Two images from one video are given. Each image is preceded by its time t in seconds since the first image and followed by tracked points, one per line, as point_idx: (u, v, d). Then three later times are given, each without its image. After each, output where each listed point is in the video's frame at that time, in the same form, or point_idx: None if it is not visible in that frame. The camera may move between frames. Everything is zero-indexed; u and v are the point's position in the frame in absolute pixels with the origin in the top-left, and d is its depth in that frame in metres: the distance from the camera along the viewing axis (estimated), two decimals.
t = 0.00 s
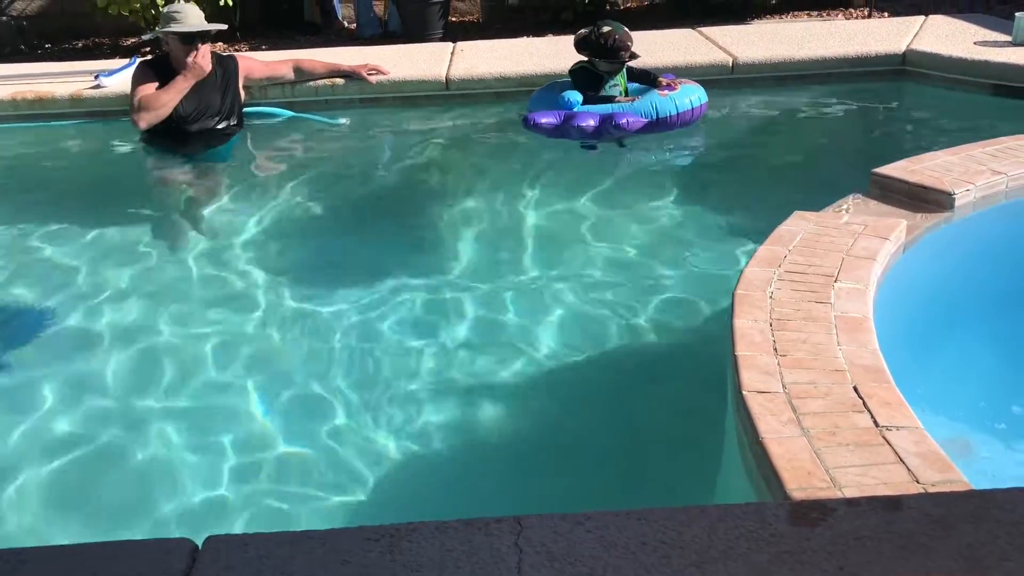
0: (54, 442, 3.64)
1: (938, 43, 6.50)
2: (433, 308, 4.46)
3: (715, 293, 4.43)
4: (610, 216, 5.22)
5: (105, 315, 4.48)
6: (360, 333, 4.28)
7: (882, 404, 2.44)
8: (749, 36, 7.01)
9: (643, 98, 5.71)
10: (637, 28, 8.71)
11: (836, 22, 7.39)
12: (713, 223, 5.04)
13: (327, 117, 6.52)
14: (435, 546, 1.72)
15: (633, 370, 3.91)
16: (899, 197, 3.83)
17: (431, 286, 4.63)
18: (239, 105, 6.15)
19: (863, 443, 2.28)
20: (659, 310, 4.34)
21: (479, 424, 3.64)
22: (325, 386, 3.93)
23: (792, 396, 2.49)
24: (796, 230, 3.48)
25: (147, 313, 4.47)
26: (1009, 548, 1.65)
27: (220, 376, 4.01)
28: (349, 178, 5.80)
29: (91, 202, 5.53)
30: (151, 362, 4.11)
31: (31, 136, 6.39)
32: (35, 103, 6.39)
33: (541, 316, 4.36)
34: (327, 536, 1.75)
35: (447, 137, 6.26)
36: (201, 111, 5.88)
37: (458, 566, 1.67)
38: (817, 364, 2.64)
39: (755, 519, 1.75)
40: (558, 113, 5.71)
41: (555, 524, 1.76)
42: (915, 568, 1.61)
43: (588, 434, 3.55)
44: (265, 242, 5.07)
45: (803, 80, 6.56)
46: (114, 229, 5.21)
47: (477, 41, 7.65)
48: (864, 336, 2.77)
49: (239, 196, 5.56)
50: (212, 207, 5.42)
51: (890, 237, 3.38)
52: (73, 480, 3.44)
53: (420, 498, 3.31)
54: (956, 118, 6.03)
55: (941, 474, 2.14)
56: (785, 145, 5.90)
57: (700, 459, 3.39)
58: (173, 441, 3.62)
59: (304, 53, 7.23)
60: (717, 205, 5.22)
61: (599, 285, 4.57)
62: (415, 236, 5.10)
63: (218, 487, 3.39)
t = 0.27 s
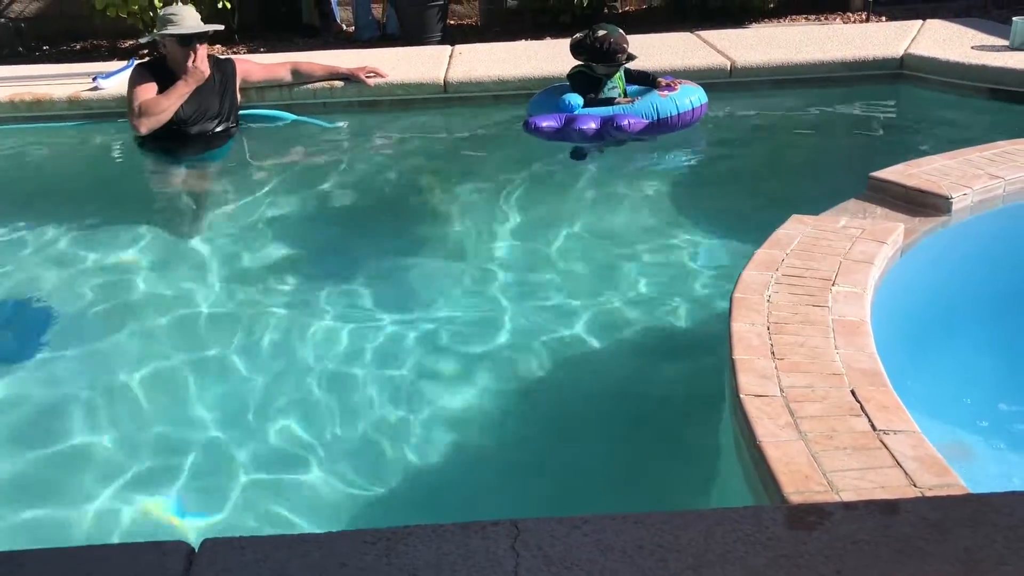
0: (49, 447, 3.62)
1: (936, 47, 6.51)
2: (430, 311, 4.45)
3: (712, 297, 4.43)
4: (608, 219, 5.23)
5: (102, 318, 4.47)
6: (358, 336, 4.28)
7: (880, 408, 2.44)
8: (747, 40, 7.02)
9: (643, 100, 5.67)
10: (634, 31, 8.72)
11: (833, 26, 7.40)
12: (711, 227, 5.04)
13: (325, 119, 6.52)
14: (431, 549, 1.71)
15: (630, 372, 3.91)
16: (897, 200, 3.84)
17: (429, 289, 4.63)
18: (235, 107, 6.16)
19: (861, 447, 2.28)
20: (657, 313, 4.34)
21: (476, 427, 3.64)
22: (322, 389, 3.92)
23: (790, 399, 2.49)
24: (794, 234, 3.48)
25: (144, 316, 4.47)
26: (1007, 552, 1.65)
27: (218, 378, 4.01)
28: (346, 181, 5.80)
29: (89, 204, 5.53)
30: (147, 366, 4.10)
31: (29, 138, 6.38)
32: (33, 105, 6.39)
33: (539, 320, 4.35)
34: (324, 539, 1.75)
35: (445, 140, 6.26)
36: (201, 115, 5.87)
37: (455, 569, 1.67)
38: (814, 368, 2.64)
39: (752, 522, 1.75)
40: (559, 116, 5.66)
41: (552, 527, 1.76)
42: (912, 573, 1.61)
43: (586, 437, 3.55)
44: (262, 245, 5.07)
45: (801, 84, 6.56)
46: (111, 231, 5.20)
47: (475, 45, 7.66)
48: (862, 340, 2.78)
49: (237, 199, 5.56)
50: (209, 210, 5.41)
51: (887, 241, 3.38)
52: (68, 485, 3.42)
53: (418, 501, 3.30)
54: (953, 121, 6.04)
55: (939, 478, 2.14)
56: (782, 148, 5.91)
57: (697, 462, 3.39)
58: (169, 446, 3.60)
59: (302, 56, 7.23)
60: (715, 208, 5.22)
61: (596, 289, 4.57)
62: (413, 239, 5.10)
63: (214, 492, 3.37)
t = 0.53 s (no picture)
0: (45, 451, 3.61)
1: (934, 52, 6.53)
2: (429, 315, 4.45)
3: (711, 301, 4.43)
4: (607, 223, 5.23)
5: (100, 321, 4.46)
6: (356, 339, 4.28)
7: (878, 412, 2.44)
8: (746, 45, 7.04)
9: (643, 107, 5.72)
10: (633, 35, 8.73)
11: (832, 31, 7.42)
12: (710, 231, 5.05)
13: (324, 122, 6.52)
14: (429, 554, 1.71)
15: (629, 376, 3.91)
16: (895, 205, 3.86)
17: (428, 293, 4.63)
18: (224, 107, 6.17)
19: (859, 451, 2.28)
20: (656, 317, 4.34)
21: (474, 430, 3.64)
22: (321, 392, 3.92)
23: (788, 404, 2.50)
24: (792, 239, 3.49)
25: (141, 319, 4.46)
26: (1005, 557, 1.65)
27: (216, 381, 4.01)
28: (346, 185, 5.80)
29: (88, 207, 5.53)
30: (144, 370, 4.08)
31: (28, 140, 6.38)
32: (32, 107, 6.39)
33: (538, 323, 4.35)
34: (322, 543, 1.74)
35: (444, 143, 6.27)
36: (193, 117, 5.87)
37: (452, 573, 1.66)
38: (813, 372, 2.64)
39: (750, 527, 1.75)
40: (558, 120, 5.73)
41: (549, 532, 1.75)
42: None
43: (585, 441, 3.54)
44: (261, 248, 5.07)
45: (799, 88, 6.58)
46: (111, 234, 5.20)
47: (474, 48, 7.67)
48: (860, 344, 2.78)
49: (236, 201, 5.56)
50: (208, 213, 5.41)
51: (885, 246, 3.39)
52: (64, 490, 3.41)
53: (416, 505, 3.29)
54: (952, 126, 6.05)
55: (937, 483, 2.14)
56: (781, 153, 5.92)
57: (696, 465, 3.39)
58: (165, 451, 3.59)
59: (301, 59, 7.24)
60: (714, 213, 5.23)
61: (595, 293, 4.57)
62: (412, 242, 5.10)
63: (211, 498, 3.36)
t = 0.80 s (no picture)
0: (39, 454, 3.60)
1: (933, 58, 6.54)
2: (428, 318, 4.45)
3: (710, 305, 4.43)
4: (606, 227, 5.23)
5: (99, 323, 4.46)
6: (355, 342, 4.28)
7: (877, 417, 2.44)
8: (745, 50, 7.05)
9: (639, 112, 5.69)
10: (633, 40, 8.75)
11: (831, 36, 7.43)
12: (709, 235, 5.05)
13: (324, 126, 6.53)
14: (428, 557, 1.71)
15: (628, 380, 3.91)
16: (894, 210, 3.87)
17: (428, 296, 4.63)
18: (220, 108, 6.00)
19: (858, 456, 2.28)
20: (655, 322, 4.34)
21: (472, 434, 3.64)
22: (320, 395, 3.92)
23: (787, 409, 2.49)
24: (791, 243, 3.49)
25: (141, 321, 4.46)
26: (1004, 563, 1.64)
27: (216, 383, 4.00)
28: (345, 188, 5.81)
29: (87, 209, 5.53)
30: (141, 374, 4.08)
31: (27, 142, 6.38)
32: (32, 110, 6.40)
33: (536, 327, 4.35)
34: (320, 546, 1.74)
35: (444, 147, 6.27)
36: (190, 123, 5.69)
37: None
38: (812, 377, 2.64)
39: (749, 532, 1.74)
40: (555, 126, 5.67)
41: (548, 536, 1.75)
42: None
43: (583, 446, 3.54)
44: (260, 251, 5.07)
45: (799, 93, 6.58)
46: (111, 237, 5.21)
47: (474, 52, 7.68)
48: (859, 349, 2.78)
49: (236, 204, 5.56)
50: (208, 216, 5.41)
51: (885, 251, 3.39)
52: (58, 494, 3.40)
53: (412, 510, 3.28)
54: (951, 131, 6.06)
55: (935, 488, 2.14)
56: (780, 158, 5.92)
57: (694, 470, 3.39)
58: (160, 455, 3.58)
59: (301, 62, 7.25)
60: (713, 217, 5.23)
61: (594, 297, 4.57)
62: (412, 246, 5.10)
63: (204, 501, 3.35)
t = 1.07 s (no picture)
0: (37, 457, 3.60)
1: (933, 63, 6.55)
2: (427, 323, 4.45)
3: (709, 310, 4.43)
4: (606, 232, 5.23)
5: (97, 327, 4.46)
6: (354, 346, 4.28)
7: (876, 422, 2.45)
8: (744, 55, 7.07)
9: (635, 116, 5.71)
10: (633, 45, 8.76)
11: (830, 41, 7.45)
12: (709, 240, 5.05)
13: (324, 130, 6.53)
14: (427, 561, 1.71)
15: (628, 384, 3.91)
16: (893, 215, 3.87)
17: (427, 300, 4.63)
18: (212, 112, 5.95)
19: (857, 461, 2.28)
20: (654, 326, 4.34)
21: (471, 438, 3.64)
22: (320, 398, 3.92)
23: (786, 414, 2.50)
24: (791, 248, 3.50)
25: (142, 324, 4.47)
26: (1003, 568, 1.64)
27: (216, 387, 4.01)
28: (345, 192, 5.81)
29: (88, 212, 5.53)
30: (139, 378, 4.07)
31: (28, 145, 6.39)
32: (33, 113, 6.41)
33: (535, 331, 4.36)
34: (320, 550, 1.74)
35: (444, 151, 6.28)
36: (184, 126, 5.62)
37: None
38: (811, 382, 2.64)
39: (748, 537, 1.74)
40: (550, 128, 5.71)
41: (547, 541, 1.75)
42: None
43: (583, 451, 3.54)
44: (260, 255, 5.07)
45: (799, 98, 6.59)
46: (112, 241, 5.21)
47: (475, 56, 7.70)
48: (858, 354, 2.78)
49: (236, 207, 5.56)
50: (208, 219, 5.41)
51: (884, 256, 3.40)
52: (56, 498, 3.39)
53: (412, 514, 3.28)
54: (950, 137, 6.06)
55: (934, 493, 2.14)
56: (780, 163, 5.93)
57: (693, 474, 3.39)
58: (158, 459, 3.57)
59: (302, 66, 7.26)
60: (713, 222, 5.23)
61: (593, 301, 4.58)
62: (412, 250, 5.10)
63: (202, 505, 3.35)
